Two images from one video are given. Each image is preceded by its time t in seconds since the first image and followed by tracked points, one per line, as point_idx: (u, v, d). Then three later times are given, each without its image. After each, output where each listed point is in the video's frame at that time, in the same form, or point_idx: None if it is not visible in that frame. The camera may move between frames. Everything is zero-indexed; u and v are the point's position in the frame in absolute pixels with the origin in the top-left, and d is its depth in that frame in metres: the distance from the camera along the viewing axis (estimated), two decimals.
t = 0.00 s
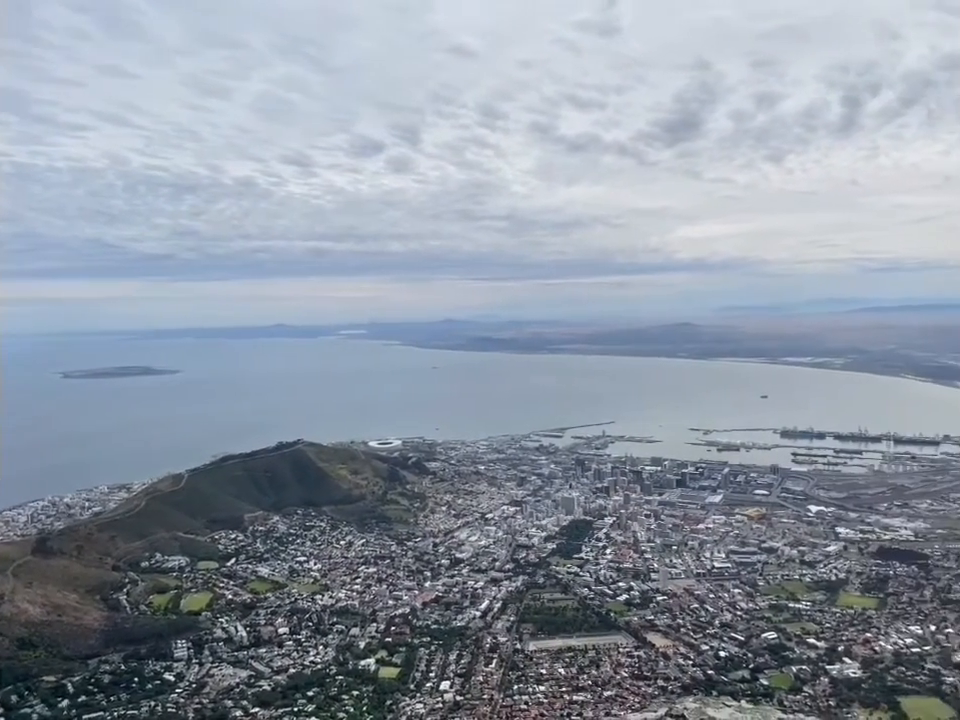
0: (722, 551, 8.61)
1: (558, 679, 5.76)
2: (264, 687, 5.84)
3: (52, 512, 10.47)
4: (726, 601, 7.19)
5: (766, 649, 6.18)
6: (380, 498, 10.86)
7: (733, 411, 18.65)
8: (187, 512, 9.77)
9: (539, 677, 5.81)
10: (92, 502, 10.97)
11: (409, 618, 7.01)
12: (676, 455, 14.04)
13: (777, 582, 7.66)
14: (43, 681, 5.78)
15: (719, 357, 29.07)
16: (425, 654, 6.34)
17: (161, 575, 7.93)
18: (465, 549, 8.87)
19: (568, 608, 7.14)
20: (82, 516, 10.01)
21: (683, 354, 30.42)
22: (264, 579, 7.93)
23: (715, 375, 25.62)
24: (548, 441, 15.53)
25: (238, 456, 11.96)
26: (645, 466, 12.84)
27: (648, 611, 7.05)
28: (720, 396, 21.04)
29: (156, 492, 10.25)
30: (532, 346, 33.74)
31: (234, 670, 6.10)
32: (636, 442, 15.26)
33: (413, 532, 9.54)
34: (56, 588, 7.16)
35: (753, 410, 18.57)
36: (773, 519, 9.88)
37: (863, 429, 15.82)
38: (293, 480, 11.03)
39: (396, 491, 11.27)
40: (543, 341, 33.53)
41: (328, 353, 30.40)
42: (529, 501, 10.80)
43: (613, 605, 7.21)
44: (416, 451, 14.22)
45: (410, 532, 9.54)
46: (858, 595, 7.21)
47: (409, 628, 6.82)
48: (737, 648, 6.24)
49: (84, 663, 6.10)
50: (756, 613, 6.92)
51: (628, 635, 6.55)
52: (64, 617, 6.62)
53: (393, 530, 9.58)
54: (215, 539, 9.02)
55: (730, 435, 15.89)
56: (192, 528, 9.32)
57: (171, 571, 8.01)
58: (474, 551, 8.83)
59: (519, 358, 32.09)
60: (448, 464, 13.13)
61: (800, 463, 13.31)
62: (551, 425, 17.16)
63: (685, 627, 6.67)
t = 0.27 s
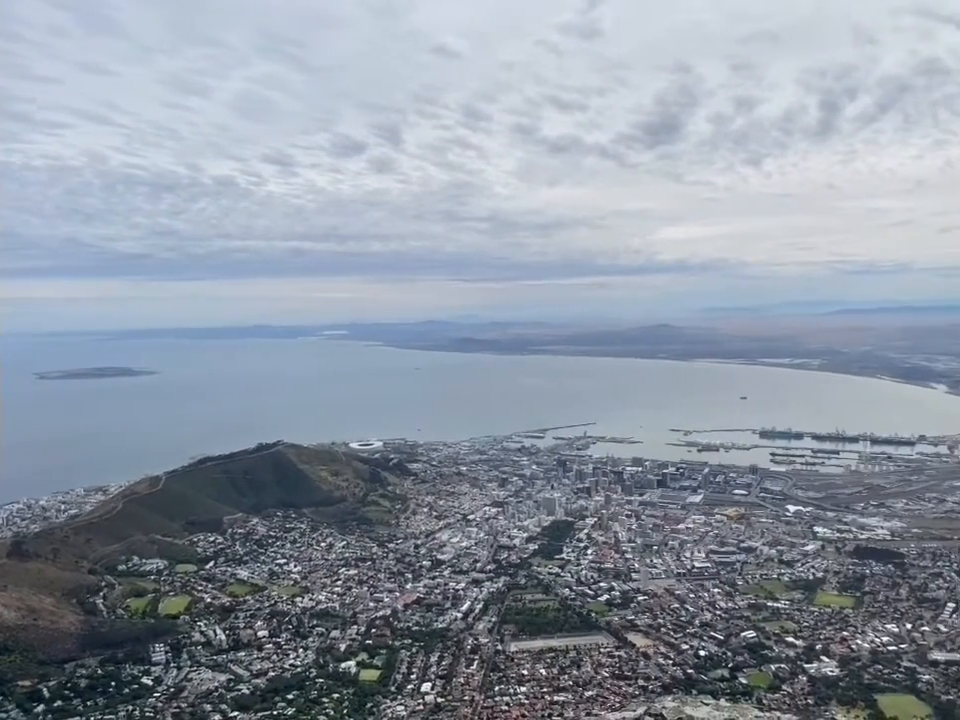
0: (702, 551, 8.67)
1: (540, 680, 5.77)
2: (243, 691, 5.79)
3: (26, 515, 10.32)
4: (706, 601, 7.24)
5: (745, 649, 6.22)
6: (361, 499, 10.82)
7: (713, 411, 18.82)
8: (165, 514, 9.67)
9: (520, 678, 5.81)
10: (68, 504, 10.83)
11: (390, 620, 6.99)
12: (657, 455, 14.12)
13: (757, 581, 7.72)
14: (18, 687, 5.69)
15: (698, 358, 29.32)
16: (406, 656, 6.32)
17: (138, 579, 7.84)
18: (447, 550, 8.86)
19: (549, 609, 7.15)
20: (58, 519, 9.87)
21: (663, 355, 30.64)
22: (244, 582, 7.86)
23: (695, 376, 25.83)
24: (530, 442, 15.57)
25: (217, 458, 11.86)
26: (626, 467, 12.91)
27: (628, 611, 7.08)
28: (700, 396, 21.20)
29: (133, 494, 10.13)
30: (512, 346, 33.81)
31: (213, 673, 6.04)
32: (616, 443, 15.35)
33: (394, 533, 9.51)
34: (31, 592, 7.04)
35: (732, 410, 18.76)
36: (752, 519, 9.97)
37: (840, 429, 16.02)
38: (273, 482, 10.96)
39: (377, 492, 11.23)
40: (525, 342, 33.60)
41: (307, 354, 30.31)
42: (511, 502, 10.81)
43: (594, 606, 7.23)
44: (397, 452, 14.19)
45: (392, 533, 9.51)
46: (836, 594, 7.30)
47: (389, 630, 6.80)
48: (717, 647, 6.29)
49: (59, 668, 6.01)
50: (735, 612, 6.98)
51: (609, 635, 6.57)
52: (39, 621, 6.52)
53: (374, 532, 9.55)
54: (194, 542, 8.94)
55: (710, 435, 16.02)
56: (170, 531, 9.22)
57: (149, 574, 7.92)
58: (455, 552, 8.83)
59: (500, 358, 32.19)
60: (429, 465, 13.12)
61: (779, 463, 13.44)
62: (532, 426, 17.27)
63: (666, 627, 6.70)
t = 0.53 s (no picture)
0: (683, 551, 8.74)
1: (521, 681, 5.77)
2: (223, 694, 5.74)
3: (1, 517, 10.15)
4: (686, 600, 7.29)
5: (724, 648, 6.27)
6: (342, 501, 10.77)
7: (694, 411, 19.01)
8: (144, 517, 9.57)
9: (502, 678, 5.81)
10: (44, 507, 10.69)
11: (371, 622, 6.96)
12: (638, 456, 14.21)
13: (736, 580, 7.79)
14: None
15: (679, 359, 29.54)
16: (388, 658, 6.31)
17: (116, 582, 7.74)
18: (429, 551, 8.85)
19: (531, 609, 7.16)
20: (33, 521, 9.72)
21: (643, 356, 30.83)
22: (223, 585, 7.80)
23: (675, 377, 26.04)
24: (512, 443, 15.60)
25: (197, 459, 11.76)
26: (607, 467, 12.98)
27: (609, 611, 7.11)
28: (680, 397, 21.37)
29: (111, 496, 10.01)
30: (494, 347, 33.86)
31: (192, 677, 5.98)
32: (598, 443, 15.42)
33: (376, 535, 9.48)
34: (6, 596, 6.93)
35: (712, 411, 18.94)
36: (732, 519, 10.05)
37: (818, 429, 16.21)
38: (254, 483, 10.89)
39: (359, 494, 11.18)
40: (507, 344, 33.70)
41: (287, 354, 30.21)
42: (493, 503, 10.83)
43: (575, 606, 7.26)
44: (379, 453, 14.15)
45: (373, 535, 9.47)
46: (813, 593, 7.38)
47: (371, 632, 6.77)
48: (697, 646, 6.33)
49: (35, 673, 5.93)
50: (715, 611, 7.03)
51: (590, 635, 6.60)
52: (14, 625, 6.42)
53: (355, 533, 9.51)
54: (173, 544, 8.85)
55: (690, 436, 16.16)
56: (148, 533, 9.13)
57: (127, 577, 7.83)
58: (437, 553, 8.81)
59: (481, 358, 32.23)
60: (411, 466, 13.09)
61: (758, 463, 13.57)
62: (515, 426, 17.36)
63: (646, 626, 6.75)
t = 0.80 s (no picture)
0: (663, 550, 8.79)
1: (503, 681, 5.77)
2: (202, 698, 5.69)
3: None
4: (666, 600, 7.34)
5: (704, 646, 6.32)
6: (323, 502, 10.71)
7: (674, 411, 19.17)
8: (121, 519, 9.46)
9: (483, 679, 5.81)
10: (20, 509, 10.53)
11: (352, 624, 6.93)
12: (619, 456, 14.29)
13: (716, 579, 7.85)
14: None
15: (658, 360, 29.76)
16: (369, 660, 6.28)
17: (93, 585, 7.64)
18: (410, 552, 8.82)
19: (512, 610, 7.16)
20: (8, 524, 9.56)
21: (624, 357, 31.02)
22: (202, 587, 7.72)
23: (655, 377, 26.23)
24: (494, 443, 15.61)
25: (176, 461, 11.66)
26: (588, 467, 13.03)
27: (591, 611, 7.14)
28: (661, 398, 21.54)
29: (88, 499, 9.87)
30: (475, 348, 33.94)
31: (170, 681, 5.92)
32: (579, 444, 15.49)
33: (357, 536, 9.44)
34: None
35: (692, 411, 19.11)
36: (711, 518, 10.13)
37: (796, 429, 16.40)
38: (233, 485, 10.80)
39: (339, 495, 11.13)
40: (489, 346, 33.77)
41: (269, 354, 30.09)
42: (474, 504, 10.83)
43: (556, 606, 7.27)
44: (361, 454, 14.11)
45: (354, 536, 9.43)
46: (792, 592, 7.45)
47: (352, 634, 6.74)
48: (677, 645, 6.37)
49: (10, 678, 5.84)
50: (695, 610, 7.08)
51: (572, 635, 6.62)
52: None
53: (336, 535, 9.46)
54: (151, 547, 8.75)
55: (671, 436, 16.29)
56: (125, 536, 9.02)
57: (104, 580, 7.73)
58: (418, 554, 8.79)
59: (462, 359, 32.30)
60: (393, 467, 13.05)
61: (737, 463, 13.68)
62: (496, 426, 17.43)
63: (627, 626, 6.78)
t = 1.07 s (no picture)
0: (643, 549, 8.85)
1: (483, 682, 5.77)
2: (180, 701, 5.64)
3: None
4: (646, 599, 7.38)
5: (684, 645, 6.36)
6: (303, 504, 10.66)
7: (654, 412, 19.32)
8: (98, 522, 9.33)
9: (464, 680, 5.81)
10: None
11: (332, 626, 6.90)
12: (600, 456, 14.36)
13: (695, 578, 7.91)
14: None
15: (639, 360, 29.95)
16: (349, 661, 6.26)
17: (69, 588, 7.54)
18: (391, 553, 8.80)
19: (493, 611, 7.16)
20: None
21: (605, 358, 31.19)
22: (181, 590, 7.65)
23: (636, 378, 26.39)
24: (475, 444, 15.62)
25: (153, 462, 11.54)
26: (569, 467, 13.08)
27: (572, 611, 7.16)
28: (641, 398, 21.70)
29: (63, 501, 9.73)
30: (457, 348, 33.97)
31: (148, 685, 5.86)
32: (560, 444, 15.55)
33: (337, 537, 9.40)
34: None
35: (672, 412, 19.27)
36: (691, 518, 10.21)
37: (774, 429, 16.57)
38: (212, 487, 10.70)
39: (320, 496, 11.08)
40: (470, 348, 33.82)
41: (249, 354, 29.95)
42: (456, 504, 10.83)
43: (537, 606, 7.28)
44: (341, 455, 14.05)
45: (335, 538, 9.39)
46: (770, 590, 7.52)
47: (332, 635, 6.71)
48: (657, 644, 6.41)
49: None
50: (674, 609, 7.13)
51: (553, 635, 6.63)
52: None
53: (316, 536, 9.41)
54: (128, 550, 8.64)
55: (651, 436, 16.41)
56: (102, 539, 8.91)
57: (81, 584, 7.63)
58: (399, 555, 8.77)
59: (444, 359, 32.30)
60: (373, 468, 13.01)
61: (716, 463, 13.80)
62: (478, 426, 17.47)
63: (608, 625, 6.81)
